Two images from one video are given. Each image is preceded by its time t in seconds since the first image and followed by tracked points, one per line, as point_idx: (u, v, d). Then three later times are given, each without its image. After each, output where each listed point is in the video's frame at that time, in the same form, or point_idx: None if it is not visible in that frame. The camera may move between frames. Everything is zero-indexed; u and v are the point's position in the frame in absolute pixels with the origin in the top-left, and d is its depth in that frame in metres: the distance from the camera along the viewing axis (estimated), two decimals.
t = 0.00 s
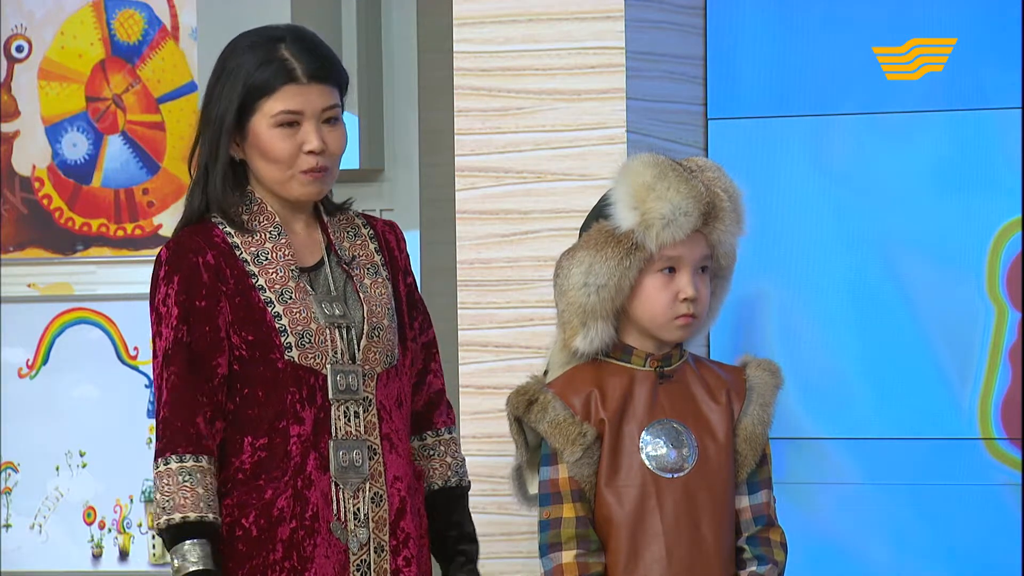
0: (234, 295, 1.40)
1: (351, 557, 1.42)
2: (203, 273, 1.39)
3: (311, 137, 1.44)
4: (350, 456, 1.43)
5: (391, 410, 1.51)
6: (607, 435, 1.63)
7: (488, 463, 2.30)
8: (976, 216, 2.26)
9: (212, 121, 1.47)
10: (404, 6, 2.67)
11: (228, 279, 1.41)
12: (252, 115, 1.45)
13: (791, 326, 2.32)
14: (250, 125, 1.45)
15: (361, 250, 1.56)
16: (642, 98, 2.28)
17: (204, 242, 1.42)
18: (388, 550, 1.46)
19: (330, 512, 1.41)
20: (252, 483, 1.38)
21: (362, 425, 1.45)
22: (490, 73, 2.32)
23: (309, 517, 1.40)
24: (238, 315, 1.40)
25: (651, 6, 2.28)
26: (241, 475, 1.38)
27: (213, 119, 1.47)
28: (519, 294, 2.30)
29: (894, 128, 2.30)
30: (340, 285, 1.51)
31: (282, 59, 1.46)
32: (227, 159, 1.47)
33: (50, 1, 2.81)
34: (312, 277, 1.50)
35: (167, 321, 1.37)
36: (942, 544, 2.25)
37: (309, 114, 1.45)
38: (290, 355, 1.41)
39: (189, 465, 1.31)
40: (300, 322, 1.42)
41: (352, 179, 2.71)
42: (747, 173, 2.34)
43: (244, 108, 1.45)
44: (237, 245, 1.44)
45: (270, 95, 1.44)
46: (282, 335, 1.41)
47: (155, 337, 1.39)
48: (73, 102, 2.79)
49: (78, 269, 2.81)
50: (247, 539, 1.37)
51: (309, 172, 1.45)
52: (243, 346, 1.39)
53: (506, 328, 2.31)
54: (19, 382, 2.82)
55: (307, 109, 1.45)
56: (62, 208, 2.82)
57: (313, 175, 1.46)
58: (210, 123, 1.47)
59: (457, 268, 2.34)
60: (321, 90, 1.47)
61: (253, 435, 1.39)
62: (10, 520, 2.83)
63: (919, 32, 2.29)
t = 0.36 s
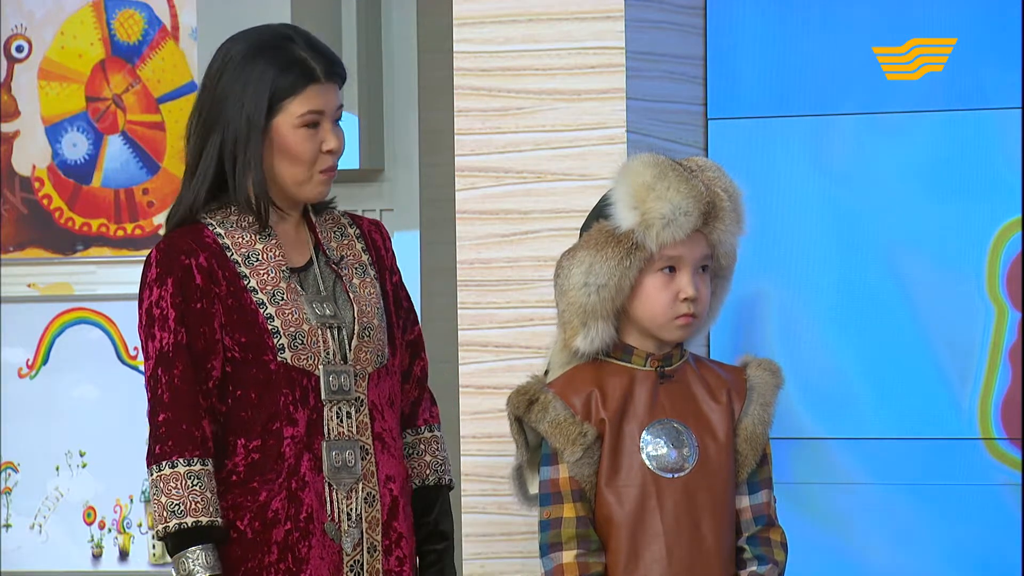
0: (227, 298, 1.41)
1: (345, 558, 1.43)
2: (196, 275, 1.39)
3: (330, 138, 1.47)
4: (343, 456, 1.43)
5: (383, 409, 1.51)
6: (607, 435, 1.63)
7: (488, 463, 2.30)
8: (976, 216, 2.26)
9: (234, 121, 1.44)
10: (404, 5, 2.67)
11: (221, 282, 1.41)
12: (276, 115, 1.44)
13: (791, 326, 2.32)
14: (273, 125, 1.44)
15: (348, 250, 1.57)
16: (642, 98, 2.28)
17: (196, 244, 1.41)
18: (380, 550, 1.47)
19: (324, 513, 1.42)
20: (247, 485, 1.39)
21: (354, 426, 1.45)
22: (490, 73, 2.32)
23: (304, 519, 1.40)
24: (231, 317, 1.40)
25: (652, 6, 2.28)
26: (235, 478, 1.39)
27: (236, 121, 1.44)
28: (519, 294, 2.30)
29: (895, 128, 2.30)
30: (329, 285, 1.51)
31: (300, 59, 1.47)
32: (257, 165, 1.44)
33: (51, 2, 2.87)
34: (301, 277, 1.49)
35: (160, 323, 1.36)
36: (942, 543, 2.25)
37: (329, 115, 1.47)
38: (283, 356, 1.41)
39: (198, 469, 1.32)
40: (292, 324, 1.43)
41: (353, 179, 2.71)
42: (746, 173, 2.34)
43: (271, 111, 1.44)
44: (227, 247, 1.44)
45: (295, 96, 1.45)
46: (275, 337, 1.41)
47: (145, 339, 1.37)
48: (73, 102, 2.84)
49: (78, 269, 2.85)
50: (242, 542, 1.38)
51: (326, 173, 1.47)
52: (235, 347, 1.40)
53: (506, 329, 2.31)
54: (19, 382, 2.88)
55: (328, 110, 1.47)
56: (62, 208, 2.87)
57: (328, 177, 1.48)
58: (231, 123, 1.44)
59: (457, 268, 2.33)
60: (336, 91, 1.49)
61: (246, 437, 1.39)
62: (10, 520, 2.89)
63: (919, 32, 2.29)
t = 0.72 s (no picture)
0: (227, 299, 1.41)
1: (344, 560, 1.44)
2: (196, 277, 1.38)
3: (323, 143, 1.49)
4: (341, 458, 1.45)
5: (372, 411, 1.53)
6: (607, 435, 1.63)
7: (488, 463, 2.31)
8: (976, 216, 2.26)
9: (233, 120, 1.44)
10: (404, 5, 2.66)
11: (220, 283, 1.41)
12: (273, 116, 1.45)
13: (791, 326, 2.32)
14: (271, 125, 1.45)
15: (332, 250, 1.59)
16: (642, 98, 2.28)
17: (193, 245, 1.41)
18: (376, 550, 1.48)
19: (324, 515, 1.43)
20: (248, 487, 1.39)
21: (349, 427, 1.47)
22: (490, 73, 2.32)
23: (306, 520, 1.40)
24: (231, 319, 1.40)
25: (652, 6, 2.28)
26: (236, 479, 1.39)
27: (235, 121, 1.44)
28: (519, 294, 2.30)
29: (895, 128, 2.30)
30: (319, 286, 1.53)
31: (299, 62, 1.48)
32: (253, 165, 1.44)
33: (51, 2, 2.88)
34: (292, 277, 1.51)
35: (161, 324, 1.34)
36: (942, 544, 2.26)
37: (324, 120, 1.50)
38: (283, 358, 1.42)
39: (201, 473, 1.32)
40: (291, 325, 1.43)
41: (353, 179, 2.72)
42: (746, 173, 2.34)
43: (269, 112, 1.45)
44: (223, 248, 1.44)
45: (294, 99, 1.46)
46: (276, 338, 1.42)
47: (143, 341, 1.35)
48: (73, 102, 2.85)
49: (78, 269, 2.86)
50: (244, 543, 1.38)
51: (317, 178, 1.50)
52: (235, 348, 1.40)
53: (506, 329, 2.31)
54: (19, 382, 2.88)
55: (324, 115, 1.50)
56: (62, 208, 2.88)
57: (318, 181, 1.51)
58: (229, 122, 1.44)
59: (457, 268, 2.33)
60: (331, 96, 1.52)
61: (246, 438, 1.39)
62: (10, 520, 2.90)
63: (919, 32, 2.29)
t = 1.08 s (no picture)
0: (228, 293, 1.45)
1: (340, 555, 1.51)
2: (198, 271, 1.43)
3: (314, 139, 1.53)
4: (338, 453, 1.51)
5: (363, 403, 1.59)
6: (607, 436, 1.63)
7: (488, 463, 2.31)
8: (976, 216, 2.26)
9: (226, 117, 1.46)
10: (404, 5, 2.67)
11: (221, 277, 1.45)
12: (266, 112, 1.48)
13: (791, 325, 2.32)
14: (264, 121, 1.48)
15: (324, 243, 1.63)
16: (642, 98, 2.28)
17: (195, 239, 1.45)
18: (371, 543, 1.56)
19: (323, 510, 1.49)
20: (249, 482, 1.45)
21: (344, 423, 1.53)
22: (490, 73, 2.32)
23: (305, 515, 1.47)
24: (232, 313, 1.45)
25: (652, 6, 2.28)
26: (237, 475, 1.44)
27: (227, 117, 1.46)
28: (520, 294, 2.30)
29: (893, 129, 2.30)
30: (314, 279, 1.57)
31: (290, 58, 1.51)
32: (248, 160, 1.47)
33: (50, 2, 2.88)
34: (289, 269, 1.54)
35: (164, 318, 1.39)
36: (943, 543, 2.26)
37: (315, 116, 1.53)
38: (283, 353, 1.47)
39: (209, 467, 1.37)
40: (292, 319, 1.48)
41: (353, 179, 2.73)
42: (746, 172, 2.34)
43: (261, 108, 1.47)
44: (223, 242, 1.48)
45: (285, 95, 1.49)
46: (277, 332, 1.46)
47: (144, 335, 1.39)
48: (73, 102, 2.86)
49: (78, 269, 2.88)
50: (244, 540, 1.44)
51: (309, 173, 1.53)
52: (235, 342, 1.45)
53: (506, 329, 2.31)
54: (20, 382, 2.90)
55: (314, 111, 1.53)
56: (62, 208, 2.89)
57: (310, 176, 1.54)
58: (222, 118, 1.46)
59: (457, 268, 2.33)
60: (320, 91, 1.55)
61: (246, 433, 1.45)
62: (10, 520, 2.92)
63: (920, 32, 2.29)
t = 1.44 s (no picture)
0: (221, 296, 1.45)
1: (343, 553, 1.51)
2: (190, 275, 1.43)
3: (314, 142, 1.53)
4: (339, 451, 1.51)
5: (367, 403, 1.59)
6: (607, 435, 1.63)
7: (488, 463, 2.31)
8: (976, 216, 2.26)
9: (228, 118, 1.46)
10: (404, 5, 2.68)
11: (214, 280, 1.45)
12: (268, 114, 1.48)
13: (790, 325, 2.32)
14: (266, 123, 1.48)
15: (324, 244, 1.63)
16: (642, 98, 2.28)
17: (186, 243, 1.45)
18: (375, 543, 1.56)
19: (323, 509, 1.49)
20: (248, 483, 1.45)
21: (346, 421, 1.53)
22: (490, 73, 2.32)
23: (304, 515, 1.47)
24: (226, 316, 1.45)
25: (652, 6, 2.28)
26: (235, 476, 1.45)
27: (229, 118, 1.46)
28: (519, 294, 2.30)
29: (894, 129, 2.30)
30: (312, 280, 1.57)
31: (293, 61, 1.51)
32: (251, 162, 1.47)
33: (51, 2, 2.89)
34: (286, 272, 1.55)
35: (156, 322, 1.39)
36: (942, 543, 2.26)
37: (315, 119, 1.53)
38: (279, 353, 1.47)
39: (199, 471, 1.37)
40: (286, 321, 1.48)
41: (353, 179, 2.73)
42: (747, 172, 2.34)
43: (263, 111, 1.48)
44: (216, 245, 1.48)
45: (287, 96, 1.49)
46: (271, 334, 1.46)
47: (139, 340, 1.41)
48: (73, 102, 2.86)
49: (78, 269, 2.88)
50: (244, 541, 1.44)
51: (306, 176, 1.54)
52: (231, 345, 1.45)
53: (506, 329, 2.31)
54: (19, 382, 2.91)
55: (316, 114, 1.53)
56: (62, 208, 2.89)
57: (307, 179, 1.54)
58: (224, 120, 1.46)
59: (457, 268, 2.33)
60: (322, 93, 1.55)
61: (244, 435, 1.45)
62: (10, 520, 2.92)
63: (920, 32, 2.29)
